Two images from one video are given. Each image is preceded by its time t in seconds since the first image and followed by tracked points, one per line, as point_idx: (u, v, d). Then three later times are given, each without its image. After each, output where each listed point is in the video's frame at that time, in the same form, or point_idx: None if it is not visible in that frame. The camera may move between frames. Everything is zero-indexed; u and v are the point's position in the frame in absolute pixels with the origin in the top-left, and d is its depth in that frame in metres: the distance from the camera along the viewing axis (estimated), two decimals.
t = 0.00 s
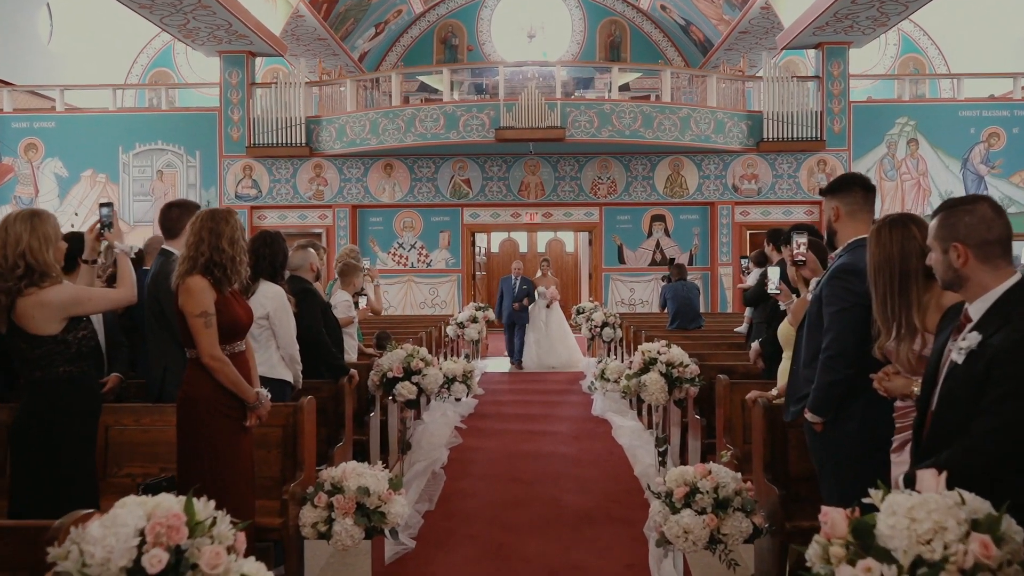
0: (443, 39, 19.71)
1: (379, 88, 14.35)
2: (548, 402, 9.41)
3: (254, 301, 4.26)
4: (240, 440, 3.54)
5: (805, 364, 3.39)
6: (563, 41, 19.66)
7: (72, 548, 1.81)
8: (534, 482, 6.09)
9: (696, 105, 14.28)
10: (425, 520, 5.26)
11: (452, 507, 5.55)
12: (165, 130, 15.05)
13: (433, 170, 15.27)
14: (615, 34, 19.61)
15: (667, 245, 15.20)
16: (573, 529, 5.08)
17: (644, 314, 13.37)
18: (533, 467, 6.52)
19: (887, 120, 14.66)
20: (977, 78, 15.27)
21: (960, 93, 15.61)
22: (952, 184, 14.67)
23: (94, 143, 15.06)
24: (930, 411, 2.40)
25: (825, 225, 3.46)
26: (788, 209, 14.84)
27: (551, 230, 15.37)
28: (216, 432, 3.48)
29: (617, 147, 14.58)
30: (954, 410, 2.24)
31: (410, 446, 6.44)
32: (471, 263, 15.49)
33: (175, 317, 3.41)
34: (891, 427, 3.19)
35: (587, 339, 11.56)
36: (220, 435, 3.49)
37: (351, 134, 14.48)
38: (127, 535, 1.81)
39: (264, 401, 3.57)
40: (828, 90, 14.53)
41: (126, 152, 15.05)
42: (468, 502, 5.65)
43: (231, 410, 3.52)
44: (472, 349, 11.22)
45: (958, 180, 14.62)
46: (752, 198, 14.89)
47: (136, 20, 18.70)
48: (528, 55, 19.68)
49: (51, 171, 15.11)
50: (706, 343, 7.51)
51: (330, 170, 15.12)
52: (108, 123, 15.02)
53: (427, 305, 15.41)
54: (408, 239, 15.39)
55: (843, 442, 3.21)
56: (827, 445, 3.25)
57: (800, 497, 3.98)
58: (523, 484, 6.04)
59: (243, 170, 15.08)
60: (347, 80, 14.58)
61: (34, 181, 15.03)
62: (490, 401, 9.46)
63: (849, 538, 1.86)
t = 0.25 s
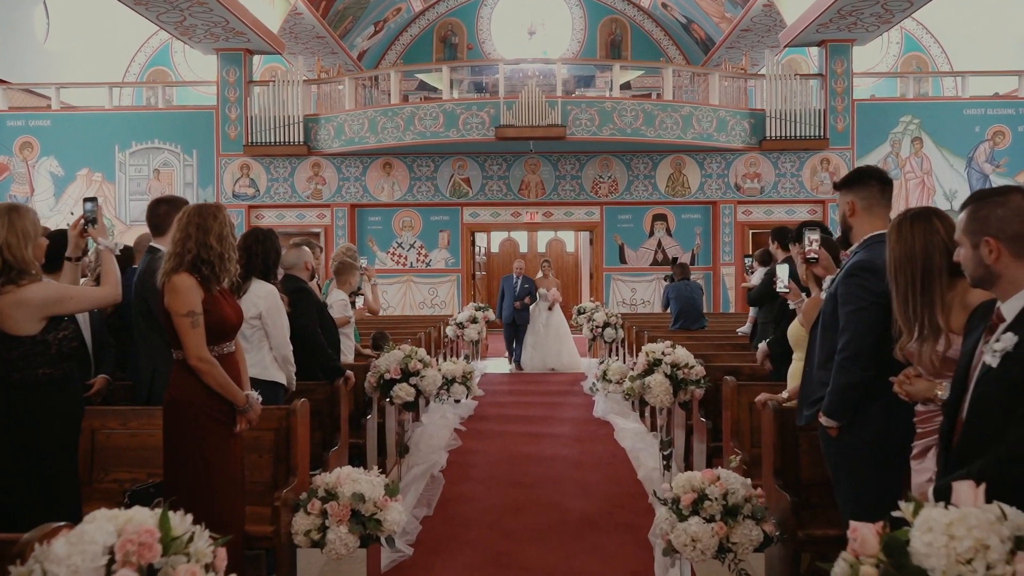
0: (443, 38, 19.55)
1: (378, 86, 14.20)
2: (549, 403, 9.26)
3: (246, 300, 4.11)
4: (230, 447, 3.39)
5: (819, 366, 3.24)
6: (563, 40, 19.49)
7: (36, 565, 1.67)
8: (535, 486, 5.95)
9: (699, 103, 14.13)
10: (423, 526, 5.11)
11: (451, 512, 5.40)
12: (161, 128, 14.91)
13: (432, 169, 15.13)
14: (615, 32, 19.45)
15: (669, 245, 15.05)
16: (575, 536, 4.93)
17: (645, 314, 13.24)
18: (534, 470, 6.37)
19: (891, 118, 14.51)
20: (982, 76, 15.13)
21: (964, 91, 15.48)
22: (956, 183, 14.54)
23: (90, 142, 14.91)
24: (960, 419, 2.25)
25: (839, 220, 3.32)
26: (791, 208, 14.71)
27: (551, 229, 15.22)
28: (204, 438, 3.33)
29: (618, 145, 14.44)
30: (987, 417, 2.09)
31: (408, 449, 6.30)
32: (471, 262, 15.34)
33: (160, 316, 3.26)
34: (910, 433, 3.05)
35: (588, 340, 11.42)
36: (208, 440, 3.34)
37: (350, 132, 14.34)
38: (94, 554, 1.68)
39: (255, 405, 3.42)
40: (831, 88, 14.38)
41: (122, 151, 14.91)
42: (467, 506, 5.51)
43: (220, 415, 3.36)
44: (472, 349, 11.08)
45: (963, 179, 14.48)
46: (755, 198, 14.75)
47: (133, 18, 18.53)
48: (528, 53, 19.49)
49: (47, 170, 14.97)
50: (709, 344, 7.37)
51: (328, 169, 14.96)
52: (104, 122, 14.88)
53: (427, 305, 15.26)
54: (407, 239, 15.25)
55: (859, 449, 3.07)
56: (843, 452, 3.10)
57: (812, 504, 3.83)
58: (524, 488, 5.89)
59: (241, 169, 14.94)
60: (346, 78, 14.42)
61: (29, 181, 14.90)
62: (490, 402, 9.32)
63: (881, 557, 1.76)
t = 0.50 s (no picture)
0: (443, 37, 19.42)
1: (377, 85, 14.05)
2: (550, 406, 9.12)
3: (238, 301, 3.97)
4: (220, 454, 3.25)
5: (835, 370, 3.10)
6: (564, 39, 19.36)
7: None
8: (537, 491, 5.80)
9: (701, 102, 13.99)
10: (422, 533, 4.97)
11: (451, 518, 5.25)
12: (158, 127, 14.77)
13: (432, 168, 14.98)
14: (617, 31, 19.30)
15: (671, 245, 14.91)
16: (578, 543, 4.78)
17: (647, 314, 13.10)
18: (536, 475, 6.23)
19: (895, 118, 14.38)
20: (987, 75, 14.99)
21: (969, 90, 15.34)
22: (961, 183, 14.41)
23: (86, 140, 14.77)
24: (994, 430, 2.12)
25: (856, 217, 3.17)
26: (794, 208, 14.57)
27: (552, 229, 15.08)
28: (192, 445, 3.19)
29: (620, 144, 14.29)
30: (1022, 428, 1.95)
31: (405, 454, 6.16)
32: (471, 263, 15.20)
33: (145, 319, 3.11)
34: (931, 440, 2.91)
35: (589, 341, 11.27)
36: (196, 447, 3.19)
37: (349, 131, 14.20)
38: None
39: (247, 410, 3.28)
40: (835, 86, 14.25)
41: (119, 150, 14.77)
42: (468, 513, 5.37)
43: (209, 421, 3.22)
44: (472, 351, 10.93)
45: (968, 178, 14.35)
46: (758, 197, 14.61)
47: (132, 17, 18.41)
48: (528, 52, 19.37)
49: (43, 170, 14.84)
50: (714, 346, 7.23)
51: (327, 168, 14.82)
52: (100, 120, 14.74)
53: (426, 306, 15.11)
54: (407, 239, 15.11)
55: (877, 457, 2.93)
56: (860, 460, 2.96)
57: (825, 513, 3.70)
58: (526, 493, 5.74)
59: (239, 168, 14.80)
60: (345, 76, 14.29)
61: (25, 180, 14.77)
62: (491, 405, 9.17)
63: None
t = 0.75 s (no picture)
0: (442, 36, 19.30)
1: (376, 84, 13.91)
2: (552, 409, 8.99)
3: (230, 304, 3.84)
4: (208, 464, 3.12)
5: (851, 376, 2.97)
6: (564, 38, 19.22)
7: None
8: (539, 498, 5.67)
9: (703, 101, 13.86)
10: (421, 542, 4.84)
11: (450, 526, 5.12)
12: (155, 126, 14.64)
13: (432, 168, 14.85)
14: (617, 30, 19.18)
15: (673, 246, 14.79)
16: (582, 552, 4.66)
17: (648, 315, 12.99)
18: (537, 480, 6.09)
19: (899, 117, 14.26)
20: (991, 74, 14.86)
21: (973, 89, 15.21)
22: (965, 183, 14.29)
23: (83, 140, 14.66)
24: None
25: (872, 217, 3.04)
26: (797, 208, 14.45)
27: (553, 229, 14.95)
28: (179, 455, 3.06)
29: (622, 144, 14.16)
30: None
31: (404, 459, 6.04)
32: (471, 263, 15.07)
33: (130, 324, 2.98)
34: (952, 450, 2.78)
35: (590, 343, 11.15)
36: (183, 457, 3.06)
37: (348, 131, 14.07)
38: None
39: (237, 417, 3.15)
40: (838, 85, 14.12)
41: (115, 150, 14.64)
42: (469, 520, 5.24)
43: (196, 430, 3.09)
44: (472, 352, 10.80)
45: (973, 178, 14.22)
46: (760, 197, 14.48)
47: (129, 16, 18.29)
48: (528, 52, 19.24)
49: (39, 169, 14.71)
50: (718, 348, 7.11)
51: (325, 168, 14.69)
52: (97, 120, 14.62)
53: (426, 307, 14.98)
54: (406, 239, 14.98)
55: (895, 467, 2.80)
56: (877, 471, 2.83)
57: (839, 523, 3.59)
58: (527, 500, 5.61)
59: (237, 168, 14.67)
60: (344, 75, 14.16)
61: (21, 180, 14.65)
62: (491, 407, 9.05)
63: None
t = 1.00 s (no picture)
0: (442, 36, 19.19)
1: (376, 84, 13.79)
2: (553, 412, 8.87)
3: (222, 306, 3.72)
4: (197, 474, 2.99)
5: (866, 382, 2.85)
6: (565, 38, 19.11)
7: None
8: (540, 504, 5.55)
9: (705, 100, 13.74)
10: (419, 550, 4.72)
11: (449, 534, 4.99)
12: (153, 126, 14.53)
13: (431, 168, 14.73)
14: (618, 30, 19.07)
15: (675, 246, 14.67)
16: (584, 561, 4.53)
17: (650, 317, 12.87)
18: (538, 486, 5.97)
19: (903, 117, 14.14)
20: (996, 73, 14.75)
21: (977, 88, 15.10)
22: (970, 183, 14.17)
23: (80, 140, 14.54)
24: None
25: (888, 216, 2.91)
26: (800, 208, 14.34)
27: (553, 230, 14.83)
28: (166, 464, 2.93)
29: (623, 144, 14.03)
30: None
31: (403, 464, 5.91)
32: (471, 264, 14.96)
33: (115, 328, 2.85)
34: (973, 460, 2.66)
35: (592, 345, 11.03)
36: (171, 467, 2.94)
37: (347, 130, 13.95)
38: None
39: (227, 425, 3.03)
40: (841, 85, 14.00)
41: (112, 150, 14.53)
42: (468, 527, 5.12)
43: (185, 438, 2.97)
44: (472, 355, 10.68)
45: (977, 178, 14.11)
46: (763, 198, 14.36)
47: (128, 16, 18.17)
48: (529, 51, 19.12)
49: (35, 170, 14.59)
50: (722, 351, 6.99)
51: (324, 168, 14.58)
52: (94, 119, 14.50)
53: (426, 308, 14.86)
54: (405, 240, 14.86)
55: (914, 478, 2.67)
56: (895, 481, 2.71)
57: (850, 534, 3.46)
58: (528, 507, 5.48)
59: (235, 168, 14.55)
60: (343, 74, 14.04)
61: (18, 180, 14.53)
62: (492, 410, 8.93)
63: None
